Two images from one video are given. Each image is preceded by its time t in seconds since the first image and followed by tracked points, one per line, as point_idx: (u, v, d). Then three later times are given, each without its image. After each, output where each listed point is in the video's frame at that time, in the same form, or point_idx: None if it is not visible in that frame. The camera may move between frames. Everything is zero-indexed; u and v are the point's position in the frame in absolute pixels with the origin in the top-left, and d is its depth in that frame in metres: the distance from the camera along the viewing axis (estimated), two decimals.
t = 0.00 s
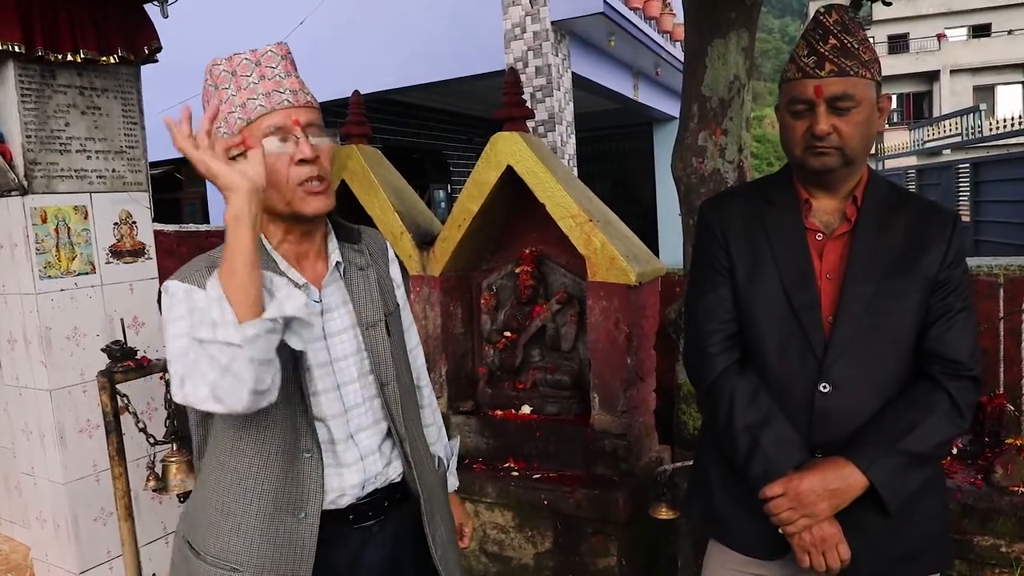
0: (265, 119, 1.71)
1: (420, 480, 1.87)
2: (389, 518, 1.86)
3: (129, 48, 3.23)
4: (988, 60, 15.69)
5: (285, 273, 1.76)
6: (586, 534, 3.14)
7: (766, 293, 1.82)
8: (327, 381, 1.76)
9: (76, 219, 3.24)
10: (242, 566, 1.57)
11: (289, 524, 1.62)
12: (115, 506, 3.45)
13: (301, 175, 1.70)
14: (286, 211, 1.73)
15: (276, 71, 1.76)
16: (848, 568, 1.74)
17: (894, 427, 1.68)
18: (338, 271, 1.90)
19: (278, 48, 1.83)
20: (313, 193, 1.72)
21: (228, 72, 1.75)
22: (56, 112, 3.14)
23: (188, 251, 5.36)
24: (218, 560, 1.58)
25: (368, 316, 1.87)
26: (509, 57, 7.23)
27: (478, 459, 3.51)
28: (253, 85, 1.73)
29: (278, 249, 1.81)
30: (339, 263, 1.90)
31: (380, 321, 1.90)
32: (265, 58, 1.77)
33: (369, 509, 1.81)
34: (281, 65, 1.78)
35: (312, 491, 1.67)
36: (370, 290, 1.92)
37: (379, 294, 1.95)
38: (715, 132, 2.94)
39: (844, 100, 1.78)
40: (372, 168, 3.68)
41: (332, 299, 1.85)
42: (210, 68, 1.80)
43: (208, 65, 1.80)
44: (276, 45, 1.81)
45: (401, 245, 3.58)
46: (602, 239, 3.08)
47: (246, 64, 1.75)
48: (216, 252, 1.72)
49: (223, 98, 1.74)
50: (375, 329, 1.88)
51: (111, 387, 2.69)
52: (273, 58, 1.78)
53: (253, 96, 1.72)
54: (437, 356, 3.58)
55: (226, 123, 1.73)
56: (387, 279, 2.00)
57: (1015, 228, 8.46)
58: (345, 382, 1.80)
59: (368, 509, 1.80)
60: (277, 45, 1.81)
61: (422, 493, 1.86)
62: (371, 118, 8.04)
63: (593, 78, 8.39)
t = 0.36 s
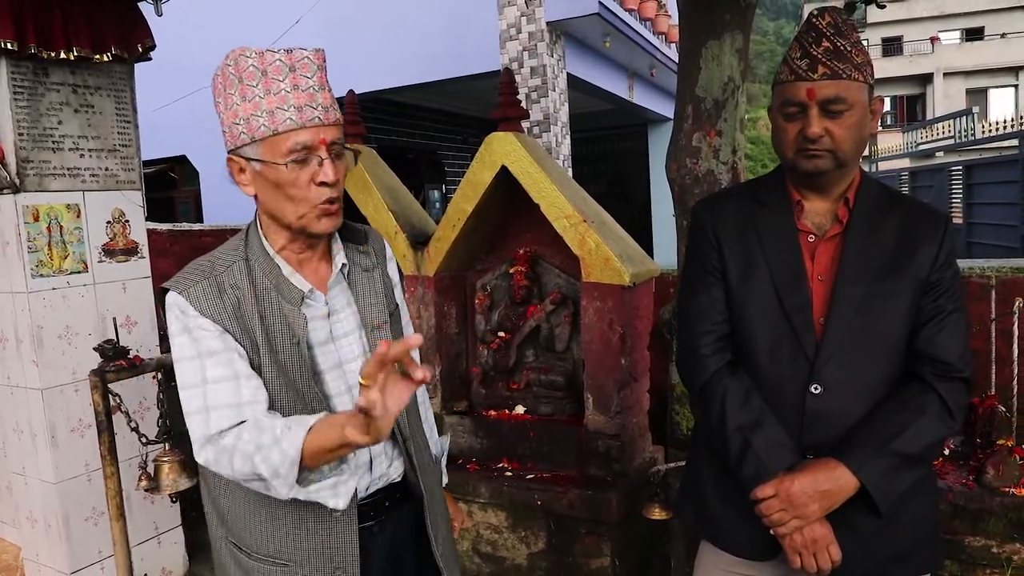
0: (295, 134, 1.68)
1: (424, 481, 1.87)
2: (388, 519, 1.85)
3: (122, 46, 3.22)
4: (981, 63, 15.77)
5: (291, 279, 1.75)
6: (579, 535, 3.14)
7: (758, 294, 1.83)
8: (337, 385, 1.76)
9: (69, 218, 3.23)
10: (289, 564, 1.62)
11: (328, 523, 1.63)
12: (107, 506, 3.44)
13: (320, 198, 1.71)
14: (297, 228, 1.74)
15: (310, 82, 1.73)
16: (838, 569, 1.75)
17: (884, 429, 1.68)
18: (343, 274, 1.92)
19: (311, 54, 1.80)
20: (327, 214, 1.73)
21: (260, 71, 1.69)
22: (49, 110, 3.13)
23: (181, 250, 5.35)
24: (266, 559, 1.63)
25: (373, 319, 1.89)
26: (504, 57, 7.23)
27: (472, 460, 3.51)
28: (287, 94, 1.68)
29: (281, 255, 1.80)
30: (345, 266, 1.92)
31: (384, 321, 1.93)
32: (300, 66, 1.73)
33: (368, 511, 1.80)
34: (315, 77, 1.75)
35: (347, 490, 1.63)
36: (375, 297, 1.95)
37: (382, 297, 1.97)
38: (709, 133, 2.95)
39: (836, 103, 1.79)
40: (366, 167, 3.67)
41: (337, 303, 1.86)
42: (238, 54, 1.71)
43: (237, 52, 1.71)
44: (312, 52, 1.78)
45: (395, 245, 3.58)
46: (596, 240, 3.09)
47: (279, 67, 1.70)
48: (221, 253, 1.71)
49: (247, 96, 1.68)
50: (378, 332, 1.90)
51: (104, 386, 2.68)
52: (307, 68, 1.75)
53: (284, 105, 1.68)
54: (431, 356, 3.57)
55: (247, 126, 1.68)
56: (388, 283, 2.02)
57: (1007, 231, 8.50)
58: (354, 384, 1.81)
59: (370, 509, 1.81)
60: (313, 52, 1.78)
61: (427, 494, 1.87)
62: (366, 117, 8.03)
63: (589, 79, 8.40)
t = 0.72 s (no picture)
0: (278, 123, 1.71)
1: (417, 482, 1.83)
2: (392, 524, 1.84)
3: (119, 45, 3.22)
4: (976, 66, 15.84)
5: (284, 273, 1.76)
6: (574, 535, 3.14)
7: (755, 295, 1.83)
8: (326, 380, 1.75)
9: (65, 216, 3.23)
10: (271, 563, 1.64)
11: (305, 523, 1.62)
12: (102, 504, 3.43)
13: (300, 185, 1.71)
14: (281, 217, 1.75)
15: (296, 72, 1.74)
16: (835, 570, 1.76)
17: (880, 430, 1.69)
18: (340, 267, 1.89)
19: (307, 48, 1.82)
20: (308, 203, 1.72)
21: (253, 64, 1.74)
22: (45, 108, 3.12)
23: (177, 249, 5.35)
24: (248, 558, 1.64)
25: (369, 314, 1.84)
26: (502, 57, 7.24)
27: (468, 459, 3.51)
28: (272, 84, 1.72)
29: (278, 248, 1.82)
30: (342, 259, 1.89)
31: (384, 319, 1.86)
32: (291, 57, 1.75)
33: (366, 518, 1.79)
34: (304, 68, 1.76)
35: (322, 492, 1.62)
36: (374, 289, 1.89)
37: (383, 291, 1.92)
38: (706, 134, 2.95)
39: (831, 103, 1.80)
40: (364, 167, 3.67)
41: (333, 298, 1.85)
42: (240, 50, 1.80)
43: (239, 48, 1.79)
44: (305, 45, 1.80)
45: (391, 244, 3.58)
46: (593, 241, 3.09)
47: (269, 58, 1.74)
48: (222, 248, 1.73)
49: (241, 90, 1.75)
50: (377, 327, 1.85)
51: (99, 385, 2.67)
52: (298, 58, 1.77)
53: (269, 95, 1.71)
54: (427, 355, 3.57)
55: (240, 117, 1.75)
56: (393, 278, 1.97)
57: (1002, 233, 8.53)
58: (346, 380, 1.78)
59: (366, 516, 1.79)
60: (305, 45, 1.80)
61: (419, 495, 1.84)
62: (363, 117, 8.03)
63: (586, 79, 8.41)
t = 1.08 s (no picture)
0: (267, 123, 1.73)
1: (377, 492, 1.73)
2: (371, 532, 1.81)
3: (116, 47, 3.22)
4: (972, 66, 15.88)
5: (276, 266, 1.78)
6: (572, 536, 3.14)
7: (751, 296, 1.84)
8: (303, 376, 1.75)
9: (62, 218, 3.22)
10: (244, 558, 1.65)
11: (286, 514, 1.65)
12: (99, 506, 3.42)
13: (288, 181, 1.71)
14: (272, 214, 1.75)
15: (285, 76, 1.75)
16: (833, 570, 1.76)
17: (879, 430, 1.70)
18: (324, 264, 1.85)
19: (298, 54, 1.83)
20: (297, 199, 1.72)
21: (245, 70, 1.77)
22: (42, 110, 3.12)
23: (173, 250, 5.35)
24: (228, 551, 1.68)
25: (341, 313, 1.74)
26: (499, 58, 7.23)
27: (465, 460, 3.51)
28: (263, 87, 1.74)
29: (274, 246, 1.82)
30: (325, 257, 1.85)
31: (358, 320, 1.76)
32: (280, 61, 1.76)
33: (355, 517, 1.78)
34: (292, 71, 1.77)
35: (310, 482, 1.67)
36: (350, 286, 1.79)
37: (363, 292, 1.81)
38: (702, 135, 2.96)
39: (829, 104, 1.80)
40: (360, 168, 3.68)
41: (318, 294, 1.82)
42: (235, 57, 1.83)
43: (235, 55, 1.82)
44: (294, 49, 1.80)
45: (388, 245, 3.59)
46: (590, 241, 3.10)
47: (260, 64, 1.76)
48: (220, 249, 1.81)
49: (236, 94, 1.78)
50: (350, 327, 1.75)
51: (96, 386, 2.66)
52: (288, 62, 1.78)
53: (258, 98, 1.73)
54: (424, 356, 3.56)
55: (233, 120, 1.77)
56: (387, 281, 1.86)
57: (999, 233, 8.55)
58: (322, 377, 1.76)
59: (354, 515, 1.78)
60: (294, 49, 1.80)
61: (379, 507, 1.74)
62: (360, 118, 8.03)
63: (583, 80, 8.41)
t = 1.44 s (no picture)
0: (253, 127, 1.72)
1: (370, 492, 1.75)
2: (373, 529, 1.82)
3: (113, 47, 3.21)
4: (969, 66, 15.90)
5: (263, 273, 1.76)
6: (570, 536, 3.15)
7: (751, 295, 1.84)
8: (297, 380, 1.75)
9: (59, 219, 3.22)
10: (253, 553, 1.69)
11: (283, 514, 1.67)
12: (97, 508, 3.42)
13: (277, 184, 1.71)
14: (262, 217, 1.75)
15: (269, 77, 1.73)
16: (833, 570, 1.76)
17: (880, 430, 1.70)
18: (314, 265, 1.84)
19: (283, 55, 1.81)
20: (286, 203, 1.72)
21: (229, 73, 1.76)
22: (39, 111, 3.11)
23: (171, 251, 5.34)
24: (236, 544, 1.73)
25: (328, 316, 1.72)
26: (496, 58, 7.22)
27: (464, 461, 3.50)
28: (248, 90, 1.72)
29: (263, 250, 1.81)
30: (316, 258, 1.83)
31: (348, 321, 1.74)
32: (265, 63, 1.74)
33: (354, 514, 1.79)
34: (277, 72, 1.75)
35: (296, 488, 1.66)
36: (337, 286, 1.77)
37: (353, 291, 1.78)
38: (700, 135, 2.96)
39: (829, 103, 1.80)
40: (358, 168, 3.68)
41: (310, 297, 1.81)
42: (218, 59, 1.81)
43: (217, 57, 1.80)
44: (276, 49, 1.78)
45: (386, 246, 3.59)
46: (588, 241, 3.10)
47: (243, 66, 1.74)
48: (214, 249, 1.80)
49: (220, 97, 1.76)
50: (340, 328, 1.73)
51: (93, 387, 2.66)
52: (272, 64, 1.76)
53: (243, 101, 1.72)
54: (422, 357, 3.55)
55: (219, 123, 1.76)
56: (377, 279, 1.82)
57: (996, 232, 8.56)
58: (316, 380, 1.76)
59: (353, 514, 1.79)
60: (277, 49, 1.78)
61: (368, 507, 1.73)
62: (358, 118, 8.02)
63: (581, 80, 8.41)
